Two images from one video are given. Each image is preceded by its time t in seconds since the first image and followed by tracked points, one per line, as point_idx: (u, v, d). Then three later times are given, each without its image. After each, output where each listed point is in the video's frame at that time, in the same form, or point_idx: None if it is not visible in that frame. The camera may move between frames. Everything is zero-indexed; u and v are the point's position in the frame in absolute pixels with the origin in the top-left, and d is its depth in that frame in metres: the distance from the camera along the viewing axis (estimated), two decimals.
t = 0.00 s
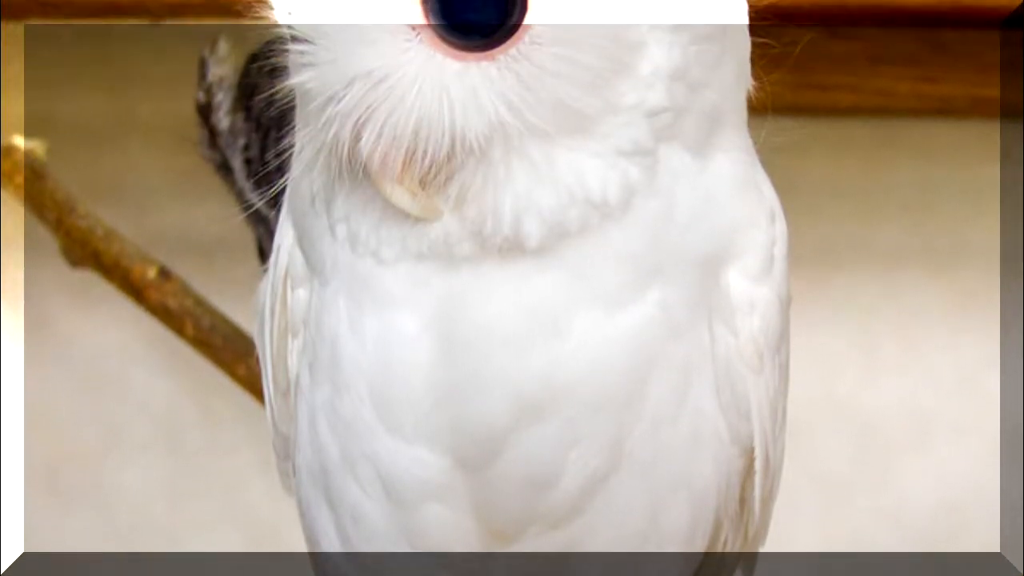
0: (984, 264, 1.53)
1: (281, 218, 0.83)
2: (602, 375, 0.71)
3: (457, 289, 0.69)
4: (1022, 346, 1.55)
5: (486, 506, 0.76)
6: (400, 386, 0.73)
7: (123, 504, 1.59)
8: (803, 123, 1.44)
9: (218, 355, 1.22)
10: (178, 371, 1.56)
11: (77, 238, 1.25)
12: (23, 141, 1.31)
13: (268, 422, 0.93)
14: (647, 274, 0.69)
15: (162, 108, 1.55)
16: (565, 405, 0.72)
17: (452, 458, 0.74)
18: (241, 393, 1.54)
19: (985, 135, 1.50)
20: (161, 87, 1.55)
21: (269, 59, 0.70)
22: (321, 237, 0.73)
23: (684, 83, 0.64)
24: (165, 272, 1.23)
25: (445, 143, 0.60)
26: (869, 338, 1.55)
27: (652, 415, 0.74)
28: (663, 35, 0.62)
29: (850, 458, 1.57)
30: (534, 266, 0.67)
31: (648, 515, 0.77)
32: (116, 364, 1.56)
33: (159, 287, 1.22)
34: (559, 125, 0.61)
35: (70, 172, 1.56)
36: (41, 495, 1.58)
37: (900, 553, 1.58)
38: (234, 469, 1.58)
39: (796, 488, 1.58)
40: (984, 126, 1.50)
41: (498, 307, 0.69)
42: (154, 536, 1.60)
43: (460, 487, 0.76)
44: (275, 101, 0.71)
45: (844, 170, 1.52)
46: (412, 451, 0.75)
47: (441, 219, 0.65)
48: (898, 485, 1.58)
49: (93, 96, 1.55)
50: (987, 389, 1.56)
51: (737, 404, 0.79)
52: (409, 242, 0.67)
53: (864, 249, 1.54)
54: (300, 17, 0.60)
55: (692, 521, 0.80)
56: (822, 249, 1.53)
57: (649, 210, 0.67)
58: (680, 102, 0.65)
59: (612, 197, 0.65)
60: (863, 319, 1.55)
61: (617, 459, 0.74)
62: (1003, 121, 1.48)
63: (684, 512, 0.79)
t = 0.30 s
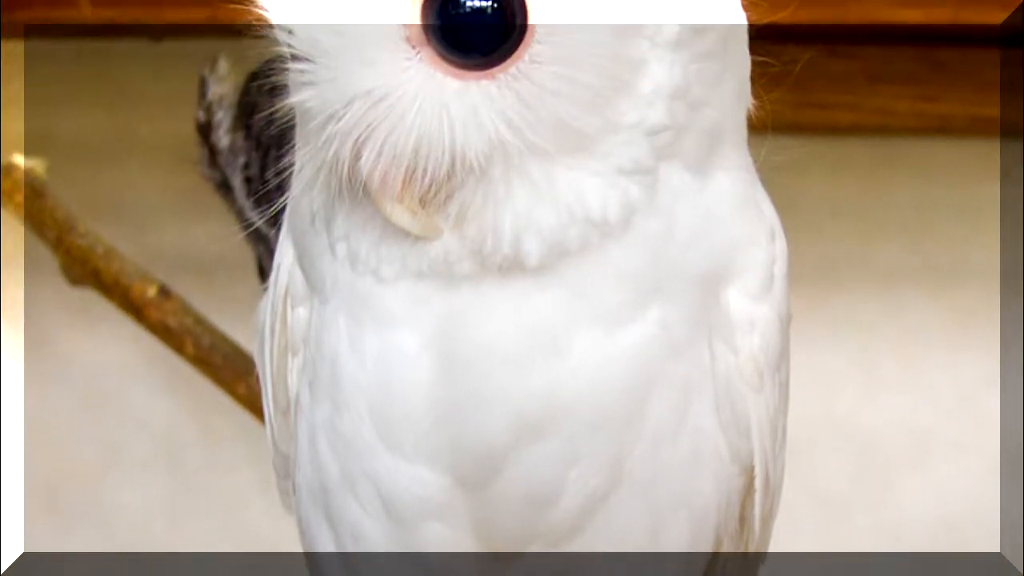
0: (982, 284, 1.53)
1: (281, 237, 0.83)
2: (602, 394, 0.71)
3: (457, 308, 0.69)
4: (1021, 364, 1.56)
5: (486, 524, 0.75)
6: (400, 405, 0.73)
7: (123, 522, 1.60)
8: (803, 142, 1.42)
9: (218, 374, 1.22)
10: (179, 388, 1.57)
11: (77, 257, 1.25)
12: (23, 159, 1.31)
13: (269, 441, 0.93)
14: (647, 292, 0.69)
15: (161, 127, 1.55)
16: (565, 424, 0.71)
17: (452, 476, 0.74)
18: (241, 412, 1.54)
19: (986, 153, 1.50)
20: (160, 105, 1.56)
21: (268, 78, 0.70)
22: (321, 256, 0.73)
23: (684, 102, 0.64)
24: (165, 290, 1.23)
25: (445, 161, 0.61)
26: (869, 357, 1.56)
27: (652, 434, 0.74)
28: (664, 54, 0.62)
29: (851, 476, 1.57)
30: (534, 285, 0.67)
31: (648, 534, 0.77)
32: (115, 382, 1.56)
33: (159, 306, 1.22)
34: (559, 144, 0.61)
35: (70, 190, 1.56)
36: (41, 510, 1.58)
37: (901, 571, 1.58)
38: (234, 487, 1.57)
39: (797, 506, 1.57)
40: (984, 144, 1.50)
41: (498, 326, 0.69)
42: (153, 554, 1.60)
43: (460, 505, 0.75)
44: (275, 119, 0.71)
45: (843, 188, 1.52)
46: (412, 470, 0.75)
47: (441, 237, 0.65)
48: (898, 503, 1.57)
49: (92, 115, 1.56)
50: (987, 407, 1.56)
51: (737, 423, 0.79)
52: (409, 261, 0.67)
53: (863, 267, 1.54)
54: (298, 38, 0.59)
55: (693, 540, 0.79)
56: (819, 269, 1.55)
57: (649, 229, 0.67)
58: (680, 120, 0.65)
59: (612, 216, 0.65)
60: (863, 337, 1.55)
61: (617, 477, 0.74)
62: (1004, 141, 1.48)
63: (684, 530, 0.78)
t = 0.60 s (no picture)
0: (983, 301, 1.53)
1: (282, 255, 0.83)
2: (603, 412, 0.71)
3: (457, 326, 0.69)
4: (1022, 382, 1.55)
5: (486, 542, 0.75)
6: (400, 424, 0.73)
7: (122, 540, 1.59)
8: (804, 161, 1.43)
9: (218, 393, 1.22)
10: (178, 406, 1.57)
11: (77, 276, 1.25)
12: (24, 178, 1.32)
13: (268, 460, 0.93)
14: (647, 310, 0.69)
15: (161, 145, 1.56)
16: (564, 442, 0.71)
17: (451, 495, 0.74)
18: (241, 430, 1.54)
19: (985, 172, 1.51)
20: (160, 124, 1.56)
21: (269, 96, 0.70)
22: (321, 274, 0.74)
23: (683, 121, 0.65)
24: (165, 309, 1.23)
25: (445, 180, 0.61)
26: (868, 376, 1.56)
27: (652, 453, 0.73)
28: (664, 73, 0.62)
29: (851, 495, 1.57)
30: (533, 303, 0.67)
31: (648, 553, 0.77)
32: (115, 401, 1.56)
33: (158, 325, 1.22)
34: (559, 162, 0.61)
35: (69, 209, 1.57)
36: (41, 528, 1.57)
37: None
38: (234, 505, 1.57)
39: (797, 525, 1.57)
40: (984, 162, 1.51)
41: (498, 345, 0.69)
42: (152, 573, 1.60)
43: (460, 524, 0.75)
44: (275, 137, 0.72)
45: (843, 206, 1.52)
46: (412, 488, 0.74)
47: (440, 256, 0.65)
48: (898, 522, 1.57)
49: (92, 133, 1.55)
50: (987, 425, 1.56)
51: (737, 441, 0.79)
52: (410, 279, 0.68)
53: (864, 286, 1.54)
54: (299, 56, 0.59)
55: (693, 559, 0.79)
56: (818, 288, 1.55)
57: (648, 250, 0.67)
58: (680, 138, 0.65)
59: (612, 234, 0.65)
60: (863, 356, 1.55)
61: (617, 496, 0.74)
62: (1004, 159, 1.49)
63: (684, 550, 0.78)
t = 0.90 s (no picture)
0: (984, 319, 1.53)
1: (282, 273, 0.83)
2: (603, 431, 0.70)
3: (457, 345, 0.69)
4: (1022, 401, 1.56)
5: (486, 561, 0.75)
6: (400, 443, 0.72)
7: (121, 559, 1.59)
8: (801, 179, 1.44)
9: (218, 412, 1.21)
10: (178, 425, 1.57)
11: (77, 295, 1.25)
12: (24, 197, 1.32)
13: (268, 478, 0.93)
14: (647, 329, 0.69)
15: (161, 164, 1.56)
16: (565, 461, 0.71)
17: (451, 514, 0.74)
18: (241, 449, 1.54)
19: (984, 190, 1.51)
20: (160, 143, 1.56)
21: (269, 114, 0.70)
22: (321, 292, 0.73)
23: (683, 139, 0.65)
24: (165, 327, 1.23)
25: (445, 199, 0.61)
26: (868, 395, 1.56)
27: (652, 472, 0.73)
28: (664, 92, 0.62)
29: (852, 513, 1.57)
30: (533, 322, 0.67)
31: None
32: (115, 419, 1.57)
33: (158, 344, 1.22)
34: (559, 181, 0.61)
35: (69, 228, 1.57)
36: (40, 548, 1.57)
37: None
38: (234, 523, 1.57)
39: (797, 543, 1.57)
40: (984, 181, 1.51)
41: (498, 363, 0.69)
42: None
43: (460, 543, 0.75)
44: (275, 156, 0.72)
45: (844, 226, 1.53)
46: (412, 508, 0.74)
47: (441, 274, 0.66)
48: (898, 541, 1.57)
49: (93, 151, 1.56)
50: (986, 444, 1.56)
51: (737, 461, 0.78)
52: (410, 297, 0.67)
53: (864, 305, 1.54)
54: (298, 75, 0.59)
55: None
56: (820, 307, 1.54)
57: (648, 270, 0.67)
58: (680, 157, 0.65)
59: (612, 253, 0.65)
60: (863, 375, 1.55)
61: (618, 515, 0.74)
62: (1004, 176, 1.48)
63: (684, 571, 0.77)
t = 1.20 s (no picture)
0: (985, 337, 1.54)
1: (282, 292, 0.83)
2: (604, 451, 0.70)
3: (457, 363, 0.68)
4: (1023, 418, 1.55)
5: None
6: (399, 462, 0.72)
7: None
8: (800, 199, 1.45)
9: (218, 430, 1.21)
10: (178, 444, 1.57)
11: (77, 313, 1.25)
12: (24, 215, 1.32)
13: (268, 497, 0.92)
14: (647, 347, 0.69)
15: (161, 183, 1.57)
16: (564, 479, 0.70)
17: (451, 535, 0.73)
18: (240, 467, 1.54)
19: (985, 208, 1.52)
20: (160, 163, 1.56)
21: (269, 133, 0.70)
22: (321, 310, 0.73)
23: (683, 158, 0.65)
24: (165, 346, 1.23)
25: (445, 217, 0.61)
26: (868, 414, 1.56)
27: (652, 491, 0.72)
28: (664, 110, 0.62)
29: (852, 532, 1.56)
30: (533, 339, 0.67)
31: None
32: (115, 438, 1.57)
33: (158, 362, 1.22)
34: (559, 199, 0.61)
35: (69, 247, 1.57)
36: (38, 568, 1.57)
37: None
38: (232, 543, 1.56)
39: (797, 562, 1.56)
40: (983, 200, 1.52)
41: (498, 382, 0.68)
42: None
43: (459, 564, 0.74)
44: (275, 175, 0.72)
45: (844, 245, 1.53)
46: (413, 527, 0.73)
47: (440, 293, 0.66)
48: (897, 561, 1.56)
49: (93, 171, 1.56)
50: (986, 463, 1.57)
51: (738, 480, 0.78)
52: (410, 315, 0.67)
53: (864, 323, 1.54)
54: (298, 93, 0.60)
55: None
56: (819, 326, 1.54)
57: (648, 288, 0.67)
58: (680, 176, 0.65)
59: (612, 272, 0.65)
60: (863, 393, 1.55)
61: (617, 535, 0.73)
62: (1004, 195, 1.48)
63: None
